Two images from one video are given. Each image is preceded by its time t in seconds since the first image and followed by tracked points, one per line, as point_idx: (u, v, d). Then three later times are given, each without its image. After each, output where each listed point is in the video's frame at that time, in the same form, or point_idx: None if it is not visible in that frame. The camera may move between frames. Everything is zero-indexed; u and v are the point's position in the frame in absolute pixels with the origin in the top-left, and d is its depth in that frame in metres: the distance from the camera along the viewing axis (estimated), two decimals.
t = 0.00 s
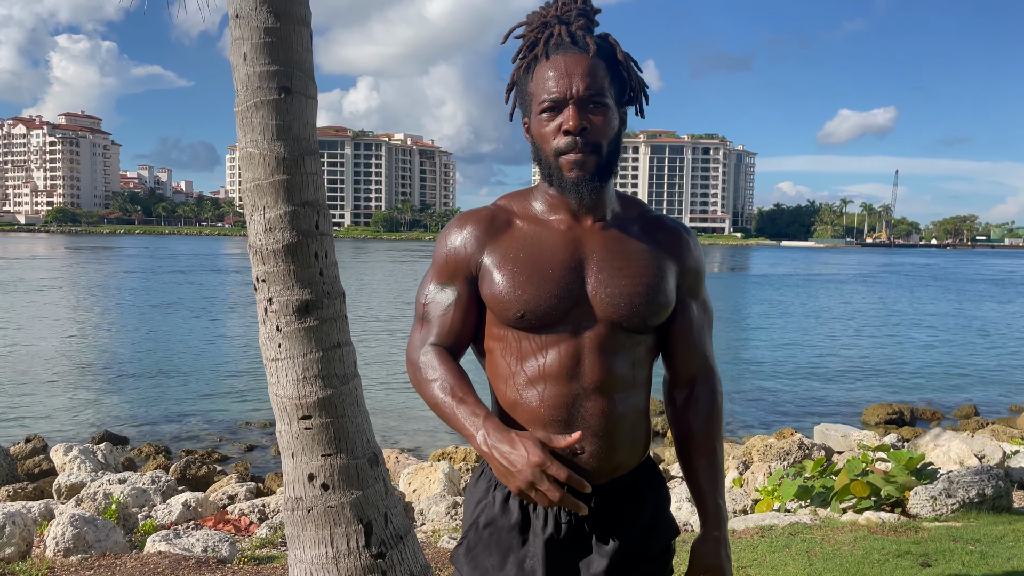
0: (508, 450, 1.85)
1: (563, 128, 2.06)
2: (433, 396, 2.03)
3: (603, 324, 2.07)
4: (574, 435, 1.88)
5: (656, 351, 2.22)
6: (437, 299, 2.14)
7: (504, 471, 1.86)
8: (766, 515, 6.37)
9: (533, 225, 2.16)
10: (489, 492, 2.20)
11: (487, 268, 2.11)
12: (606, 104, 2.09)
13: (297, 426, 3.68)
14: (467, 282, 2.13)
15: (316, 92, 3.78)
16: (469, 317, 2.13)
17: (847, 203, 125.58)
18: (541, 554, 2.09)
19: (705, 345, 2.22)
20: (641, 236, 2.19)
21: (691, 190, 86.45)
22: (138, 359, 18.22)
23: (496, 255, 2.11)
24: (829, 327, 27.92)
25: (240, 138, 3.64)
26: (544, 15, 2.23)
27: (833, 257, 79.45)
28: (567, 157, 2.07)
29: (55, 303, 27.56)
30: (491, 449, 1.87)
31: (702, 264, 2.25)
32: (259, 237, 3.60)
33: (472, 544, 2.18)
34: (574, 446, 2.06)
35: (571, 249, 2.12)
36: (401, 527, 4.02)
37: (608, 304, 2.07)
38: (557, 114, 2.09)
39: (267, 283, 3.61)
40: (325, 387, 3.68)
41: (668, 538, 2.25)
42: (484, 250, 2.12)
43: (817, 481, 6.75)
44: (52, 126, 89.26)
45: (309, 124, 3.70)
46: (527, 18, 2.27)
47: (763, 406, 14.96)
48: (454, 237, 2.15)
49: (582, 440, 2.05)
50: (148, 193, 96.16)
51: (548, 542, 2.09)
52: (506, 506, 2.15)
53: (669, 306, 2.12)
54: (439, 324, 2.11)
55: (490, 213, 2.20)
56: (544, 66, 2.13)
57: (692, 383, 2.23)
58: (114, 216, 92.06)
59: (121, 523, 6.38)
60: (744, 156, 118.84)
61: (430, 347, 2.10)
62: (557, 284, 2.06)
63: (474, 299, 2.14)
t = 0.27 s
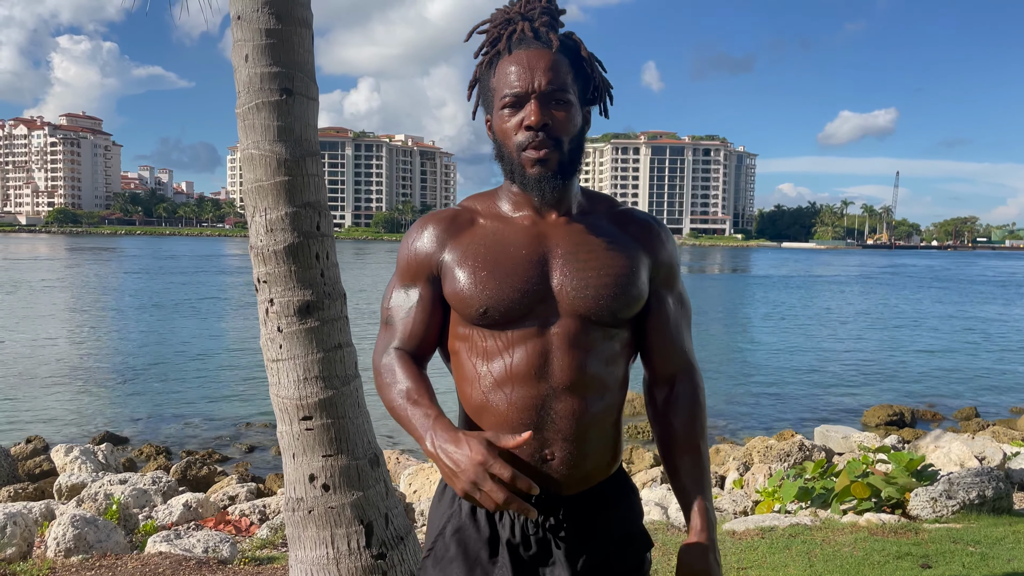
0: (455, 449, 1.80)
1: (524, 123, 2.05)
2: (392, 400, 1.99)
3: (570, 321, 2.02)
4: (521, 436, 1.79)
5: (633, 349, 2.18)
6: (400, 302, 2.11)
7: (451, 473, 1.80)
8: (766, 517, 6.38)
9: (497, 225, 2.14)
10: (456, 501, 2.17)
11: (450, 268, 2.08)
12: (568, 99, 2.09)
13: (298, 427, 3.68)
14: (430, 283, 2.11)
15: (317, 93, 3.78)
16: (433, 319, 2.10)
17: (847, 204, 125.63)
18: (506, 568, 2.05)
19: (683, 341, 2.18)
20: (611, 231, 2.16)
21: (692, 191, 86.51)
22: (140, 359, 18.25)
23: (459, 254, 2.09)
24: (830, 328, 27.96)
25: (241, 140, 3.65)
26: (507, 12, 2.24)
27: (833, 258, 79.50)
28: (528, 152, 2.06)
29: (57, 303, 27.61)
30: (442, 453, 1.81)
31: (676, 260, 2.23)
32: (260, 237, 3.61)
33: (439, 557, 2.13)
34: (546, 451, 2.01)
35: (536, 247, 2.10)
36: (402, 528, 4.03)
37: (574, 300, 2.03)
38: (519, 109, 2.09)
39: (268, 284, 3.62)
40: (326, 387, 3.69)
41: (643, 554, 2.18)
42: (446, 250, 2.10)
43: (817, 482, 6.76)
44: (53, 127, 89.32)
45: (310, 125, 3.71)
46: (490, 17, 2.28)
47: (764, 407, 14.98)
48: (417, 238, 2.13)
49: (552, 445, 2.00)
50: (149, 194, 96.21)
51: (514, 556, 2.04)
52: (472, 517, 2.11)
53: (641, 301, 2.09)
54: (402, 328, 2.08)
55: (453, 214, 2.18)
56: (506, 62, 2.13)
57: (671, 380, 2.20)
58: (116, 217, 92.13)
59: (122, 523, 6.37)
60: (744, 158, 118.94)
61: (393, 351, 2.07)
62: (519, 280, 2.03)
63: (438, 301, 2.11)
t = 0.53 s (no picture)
0: (409, 465, 1.77)
1: (491, 125, 2.04)
2: (353, 410, 1.97)
3: (537, 325, 2.01)
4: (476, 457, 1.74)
5: (606, 350, 2.16)
6: (363, 307, 2.08)
7: (402, 488, 1.77)
8: (767, 517, 6.38)
9: (463, 228, 2.12)
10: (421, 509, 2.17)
11: (414, 272, 2.06)
12: (537, 100, 2.07)
13: (298, 427, 3.68)
14: (394, 289, 2.09)
15: (318, 93, 3.78)
16: (397, 325, 2.08)
17: (848, 204, 125.61)
18: None
19: (658, 340, 2.16)
20: (581, 233, 2.14)
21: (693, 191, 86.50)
22: (141, 359, 18.26)
23: (423, 258, 2.06)
24: (831, 329, 27.97)
25: (242, 140, 3.66)
26: (476, 6, 2.21)
27: (834, 258, 79.47)
28: (495, 155, 2.04)
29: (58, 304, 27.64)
30: (395, 468, 1.79)
31: (649, 259, 2.20)
32: (261, 238, 3.61)
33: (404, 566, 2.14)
34: (514, 458, 2.01)
35: (502, 250, 2.08)
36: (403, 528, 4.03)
37: (541, 304, 2.01)
38: (486, 109, 2.07)
39: (269, 284, 3.62)
40: (328, 388, 3.69)
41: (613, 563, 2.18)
42: (410, 253, 2.07)
43: (818, 483, 6.75)
44: (54, 128, 89.32)
45: (311, 126, 3.71)
46: (458, 12, 2.24)
47: (764, 407, 14.98)
48: (380, 241, 2.10)
49: (520, 451, 2.01)
50: (149, 194, 96.24)
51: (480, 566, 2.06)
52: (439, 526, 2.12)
53: (612, 302, 2.07)
54: (364, 335, 2.06)
55: (418, 215, 2.15)
56: (475, 59, 2.10)
57: (648, 376, 2.16)
58: (116, 217, 92.17)
59: (123, 524, 6.37)
60: (744, 158, 118.94)
61: (355, 359, 2.05)
62: (484, 286, 2.01)
63: (402, 306, 2.09)
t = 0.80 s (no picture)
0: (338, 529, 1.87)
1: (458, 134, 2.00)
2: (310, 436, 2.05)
3: (500, 337, 1.98)
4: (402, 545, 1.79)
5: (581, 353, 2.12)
6: (330, 317, 2.12)
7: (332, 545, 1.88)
8: (768, 517, 6.38)
9: (429, 237, 2.11)
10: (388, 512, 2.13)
11: (379, 283, 2.06)
12: (506, 106, 2.03)
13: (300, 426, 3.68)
14: (361, 298, 2.10)
15: (318, 94, 3.77)
16: (362, 337, 2.10)
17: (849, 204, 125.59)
18: None
19: (631, 342, 2.12)
20: (549, 240, 2.10)
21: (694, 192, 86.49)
22: (142, 359, 18.27)
23: (388, 268, 2.06)
24: (832, 329, 27.98)
25: (242, 140, 3.65)
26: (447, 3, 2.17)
27: (835, 259, 79.47)
28: (460, 164, 2.02)
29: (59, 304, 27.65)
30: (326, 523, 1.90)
31: (624, 261, 2.14)
32: (262, 238, 3.60)
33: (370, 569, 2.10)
34: (479, 465, 1.99)
35: (466, 262, 2.06)
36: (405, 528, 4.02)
37: (502, 318, 1.99)
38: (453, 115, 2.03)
39: (270, 284, 3.62)
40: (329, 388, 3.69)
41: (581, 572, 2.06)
42: (377, 263, 2.08)
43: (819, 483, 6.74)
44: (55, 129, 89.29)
45: (312, 126, 3.71)
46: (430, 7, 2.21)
47: (765, 408, 14.98)
48: (348, 246, 2.11)
49: (485, 460, 1.99)
50: (150, 195, 96.27)
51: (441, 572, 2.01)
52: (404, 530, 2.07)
53: (580, 312, 2.02)
54: (330, 346, 2.09)
55: (386, 220, 2.16)
56: (442, 60, 2.07)
57: (621, 378, 2.13)
58: (118, 218, 92.16)
59: (123, 524, 6.36)
60: (745, 159, 118.91)
61: (320, 372, 2.10)
62: (444, 301, 2.00)
63: (369, 317, 2.10)
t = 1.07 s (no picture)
0: None
1: (444, 128, 2.00)
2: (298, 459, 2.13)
3: (489, 343, 1.97)
4: None
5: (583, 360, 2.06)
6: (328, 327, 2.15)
7: None
8: (768, 517, 6.37)
9: (420, 243, 2.11)
10: (385, 520, 2.13)
11: (370, 291, 2.08)
12: (494, 102, 2.02)
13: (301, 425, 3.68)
14: (355, 307, 2.13)
15: (319, 93, 3.77)
16: (355, 348, 2.13)
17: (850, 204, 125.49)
18: None
19: (636, 350, 2.04)
20: (541, 243, 2.06)
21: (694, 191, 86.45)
22: (143, 359, 18.28)
23: (380, 274, 2.08)
24: (832, 329, 27.98)
25: (243, 140, 3.65)
26: None
27: (836, 258, 79.42)
28: (447, 163, 2.01)
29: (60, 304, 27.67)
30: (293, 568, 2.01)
31: (625, 261, 2.07)
32: (263, 237, 3.61)
33: None
34: (471, 478, 1.99)
35: (455, 270, 2.06)
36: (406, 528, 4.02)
37: (490, 326, 1.98)
38: (440, 110, 2.03)
39: (271, 284, 3.62)
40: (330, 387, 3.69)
41: None
42: (369, 269, 2.10)
43: (820, 483, 6.73)
44: (55, 129, 89.28)
45: (313, 125, 3.70)
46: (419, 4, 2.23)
47: (766, 408, 14.98)
48: (345, 253, 2.14)
49: (478, 472, 1.97)
50: (151, 195, 96.33)
51: None
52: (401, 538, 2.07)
53: (575, 316, 1.97)
54: (323, 358, 2.13)
55: (380, 226, 2.18)
56: (429, 55, 2.07)
57: (628, 391, 2.06)
58: (118, 218, 92.18)
59: (124, 524, 6.36)
60: (746, 159, 118.83)
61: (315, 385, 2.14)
62: (432, 312, 2.01)
63: (362, 326, 2.12)
